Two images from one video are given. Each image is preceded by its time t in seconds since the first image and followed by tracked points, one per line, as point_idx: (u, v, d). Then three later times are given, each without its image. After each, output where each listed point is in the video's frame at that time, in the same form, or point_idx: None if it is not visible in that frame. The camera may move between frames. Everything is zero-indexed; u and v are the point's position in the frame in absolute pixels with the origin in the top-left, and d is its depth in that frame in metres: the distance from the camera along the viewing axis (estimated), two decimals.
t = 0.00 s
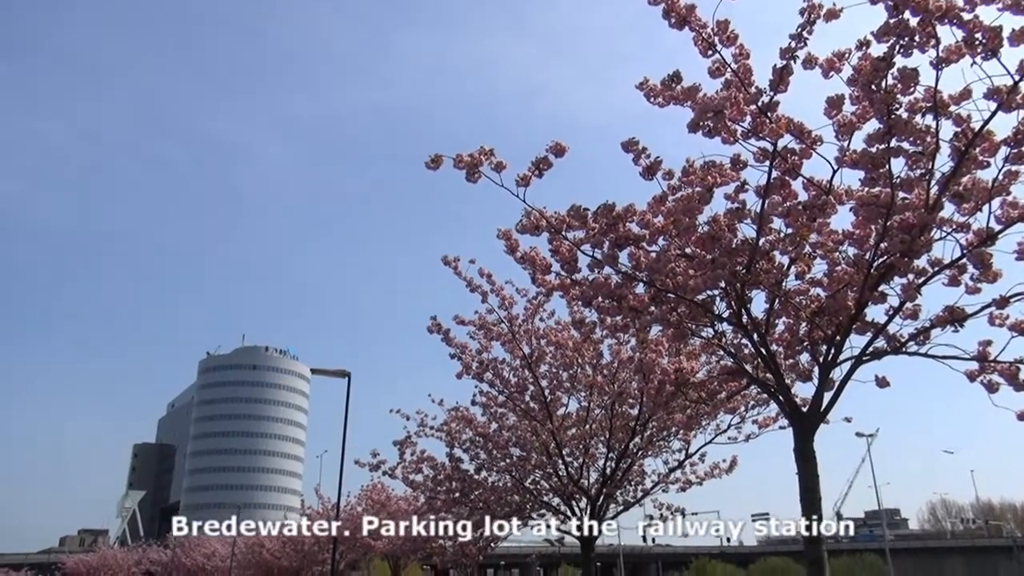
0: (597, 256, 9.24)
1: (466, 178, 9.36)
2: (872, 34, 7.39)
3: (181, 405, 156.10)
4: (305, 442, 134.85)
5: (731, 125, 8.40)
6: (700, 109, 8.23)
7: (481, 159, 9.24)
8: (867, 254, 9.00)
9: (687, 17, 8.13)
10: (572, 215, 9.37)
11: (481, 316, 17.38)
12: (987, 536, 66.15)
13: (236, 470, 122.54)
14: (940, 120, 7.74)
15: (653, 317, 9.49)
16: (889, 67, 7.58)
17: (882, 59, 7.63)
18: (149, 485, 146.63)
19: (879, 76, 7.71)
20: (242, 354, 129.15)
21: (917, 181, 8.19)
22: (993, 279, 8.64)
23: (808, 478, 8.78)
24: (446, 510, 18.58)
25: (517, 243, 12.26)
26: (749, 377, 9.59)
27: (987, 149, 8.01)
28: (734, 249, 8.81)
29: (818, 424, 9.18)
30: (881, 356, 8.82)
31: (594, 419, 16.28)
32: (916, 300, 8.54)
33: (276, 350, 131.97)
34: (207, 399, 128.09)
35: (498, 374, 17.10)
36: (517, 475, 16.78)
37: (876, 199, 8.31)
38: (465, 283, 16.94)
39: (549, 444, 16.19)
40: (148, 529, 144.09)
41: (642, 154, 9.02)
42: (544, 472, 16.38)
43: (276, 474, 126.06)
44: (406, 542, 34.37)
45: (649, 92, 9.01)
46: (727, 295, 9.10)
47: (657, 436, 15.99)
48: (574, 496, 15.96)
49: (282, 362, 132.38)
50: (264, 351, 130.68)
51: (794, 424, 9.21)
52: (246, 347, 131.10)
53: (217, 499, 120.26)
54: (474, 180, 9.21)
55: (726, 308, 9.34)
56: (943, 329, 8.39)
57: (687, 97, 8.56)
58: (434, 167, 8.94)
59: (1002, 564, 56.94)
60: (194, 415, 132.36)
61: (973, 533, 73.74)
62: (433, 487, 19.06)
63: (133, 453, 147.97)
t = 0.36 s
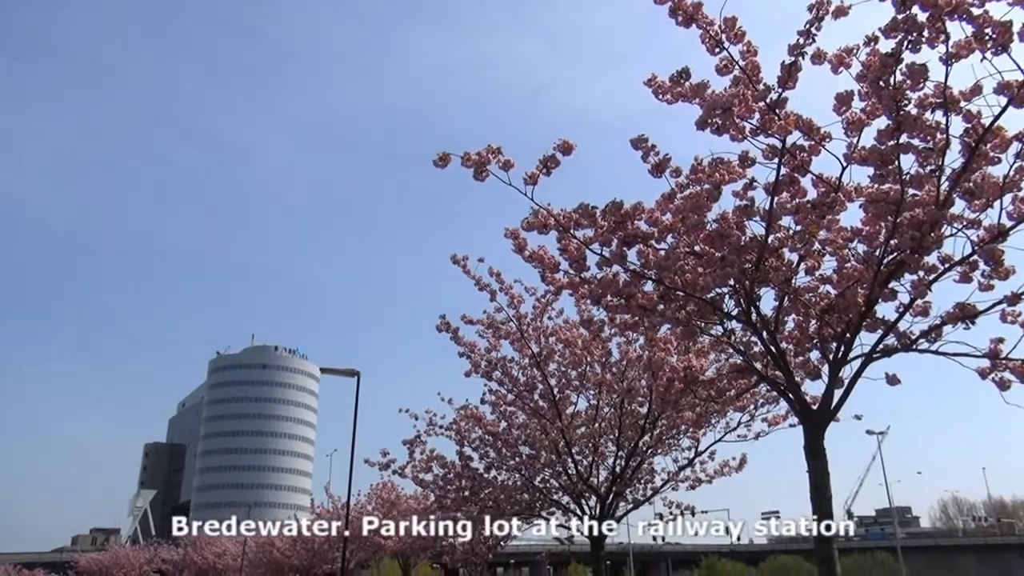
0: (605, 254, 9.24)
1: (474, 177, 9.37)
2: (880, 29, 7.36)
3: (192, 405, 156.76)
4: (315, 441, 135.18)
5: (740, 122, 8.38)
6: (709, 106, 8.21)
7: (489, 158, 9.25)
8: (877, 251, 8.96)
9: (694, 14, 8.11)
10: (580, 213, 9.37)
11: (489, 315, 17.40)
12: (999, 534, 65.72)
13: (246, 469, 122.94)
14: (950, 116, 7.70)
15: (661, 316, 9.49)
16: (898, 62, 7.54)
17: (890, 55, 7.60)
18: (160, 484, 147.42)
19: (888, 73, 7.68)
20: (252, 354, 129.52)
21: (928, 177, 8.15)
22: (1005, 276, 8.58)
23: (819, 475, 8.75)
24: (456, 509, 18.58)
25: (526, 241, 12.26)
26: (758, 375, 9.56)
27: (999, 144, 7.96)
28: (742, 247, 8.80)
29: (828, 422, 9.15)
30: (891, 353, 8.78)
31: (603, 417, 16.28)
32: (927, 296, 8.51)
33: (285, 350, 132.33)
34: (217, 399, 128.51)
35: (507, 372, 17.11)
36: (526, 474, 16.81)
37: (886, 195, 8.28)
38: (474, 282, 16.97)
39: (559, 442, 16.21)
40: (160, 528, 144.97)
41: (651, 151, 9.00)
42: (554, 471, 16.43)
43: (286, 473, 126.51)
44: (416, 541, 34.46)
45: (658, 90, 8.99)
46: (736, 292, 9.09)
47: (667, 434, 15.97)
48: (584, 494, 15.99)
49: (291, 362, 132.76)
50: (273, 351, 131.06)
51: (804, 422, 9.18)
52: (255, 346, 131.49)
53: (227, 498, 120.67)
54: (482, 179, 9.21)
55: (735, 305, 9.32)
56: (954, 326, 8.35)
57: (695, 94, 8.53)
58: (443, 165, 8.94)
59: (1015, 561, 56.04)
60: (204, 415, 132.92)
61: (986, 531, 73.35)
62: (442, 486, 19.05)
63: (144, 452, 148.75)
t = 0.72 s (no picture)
0: (615, 244, 9.20)
1: (484, 167, 9.34)
2: (892, 16, 7.29)
3: (204, 395, 157.68)
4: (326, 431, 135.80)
5: (751, 110, 8.31)
6: (719, 94, 8.14)
7: (498, 147, 9.21)
8: (889, 240, 8.89)
9: (705, 2, 8.04)
10: (590, 204, 9.34)
11: (499, 305, 17.40)
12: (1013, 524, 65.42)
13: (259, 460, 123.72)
14: (964, 102, 7.61)
15: (672, 306, 9.46)
16: (910, 49, 7.48)
17: (903, 41, 7.52)
18: (173, 475, 148.48)
19: (900, 59, 7.60)
20: (263, 345, 130.00)
21: (940, 164, 8.08)
22: (1019, 264, 8.50)
23: (830, 464, 8.72)
24: (467, 499, 18.61)
25: (535, 231, 12.22)
26: (770, 365, 9.52)
27: (1013, 131, 7.87)
28: (753, 236, 8.76)
29: (839, 412, 9.12)
30: (903, 342, 8.72)
31: (613, 407, 16.26)
32: (939, 285, 8.44)
33: (296, 341, 132.66)
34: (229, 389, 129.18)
35: (517, 362, 17.11)
36: (537, 464, 16.83)
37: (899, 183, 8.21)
38: (484, 272, 16.95)
39: (570, 433, 16.21)
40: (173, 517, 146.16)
41: (661, 140, 8.94)
42: (564, 460, 16.45)
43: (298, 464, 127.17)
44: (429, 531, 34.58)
45: (668, 79, 8.93)
46: (747, 282, 9.05)
47: (677, 424, 15.93)
48: (594, 484, 16.00)
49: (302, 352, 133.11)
50: (284, 342, 131.37)
51: (816, 411, 9.14)
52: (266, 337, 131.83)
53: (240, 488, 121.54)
54: (491, 169, 9.18)
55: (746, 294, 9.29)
56: (968, 314, 8.29)
57: (706, 82, 8.47)
58: (452, 154, 8.91)
59: None
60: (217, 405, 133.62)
61: (998, 521, 72.95)
62: (453, 476, 19.06)
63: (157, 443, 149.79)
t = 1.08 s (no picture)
0: (627, 230, 9.14)
1: (494, 154, 9.29)
2: None
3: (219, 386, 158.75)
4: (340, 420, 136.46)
5: (763, 94, 8.22)
6: (731, 78, 8.06)
7: (509, 134, 9.16)
8: (904, 223, 8.81)
9: None
10: (601, 190, 9.28)
11: (511, 293, 17.37)
12: None
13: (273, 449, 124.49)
14: (980, 83, 7.50)
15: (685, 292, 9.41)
16: (925, 29, 7.37)
17: (917, 21, 7.42)
18: (189, 464, 149.75)
19: (915, 40, 7.50)
20: (276, 336, 130.47)
21: (956, 146, 7.97)
22: None
23: (844, 449, 8.68)
24: (480, 486, 18.63)
25: (546, 219, 12.18)
26: (784, 350, 9.46)
27: None
28: (766, 221, 8.69)
29: (854, 397, 9.07)
30: (918, 326, 8.65)
31: (626, 393, 16.24)
32: (956, 268, 8.36)
33: (309, 330, 133.11)
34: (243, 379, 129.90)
35: (530, 350, 17.09)
36: (550, 451, 16.85)
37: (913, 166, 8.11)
38: (495, 260, 16.93)
39: (583, 420, 16.22)
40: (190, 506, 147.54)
41: (671, 126, 8.87)
42: (578, 447, 16.46)
43: (312, 453, 127.99)
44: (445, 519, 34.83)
45: (678, 63, 8.85)
46: (760, 268, 9.00)
47: (690, 410, 15.89)
48: (607, 471, 16.01)
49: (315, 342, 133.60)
50: (297, 332, 131.81)
51: (829, 397, 9.09)
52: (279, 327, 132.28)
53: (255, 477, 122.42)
54: (503, 156, 9.13)
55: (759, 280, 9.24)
56: (984, 298, 8.20)
57: (717, 67, 8.38)
58: (463, 142, 8.87)
59: None
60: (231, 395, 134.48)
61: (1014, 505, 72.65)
62: (466, 464, 19.09)
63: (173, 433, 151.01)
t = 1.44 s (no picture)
0: (640, 222, 9.10)
1: (506, 147, 9.27)
2: None
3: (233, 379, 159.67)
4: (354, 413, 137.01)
5: (777, 83, 8.16)
6: (744, 69, 8.01)
7: (521, 126, 9.13)
8: (920, 213, 8.73)
9: None
10: (614, 181, 9.23)
11: (523, 285, 17.35)
12: None
13: (288, 442, 125.15)
14: (996, 71, 7.41)
15: (699, 284, 9.37)
16: (941, 17, 7.28)
17: (933, 9, 7.33)
18: (204, 457, 150.80)
19: (931, 27, 7.41)
20: (289, 329, 130.96)
21: (972, 135, 7.88)
22: None
23: (860, 441, 8.63)
24: (494, 479, 18.65)
25: (559, 211, 12.15)
26: (799, 342, 9.40)
27: None
28: (781, 211, 8.63)
29: (869, 388, 9.02)
30: (934, 317, 8.58)
31: (639, 385, 16.20)
32: (973, 259, 8.28)
33: (322, 324, 133.56)
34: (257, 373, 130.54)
35: (543, 343, 17.09)
36: (563, 443, 16.84)
37: (929, 155, 8.02)
38: (507, 253, 16.90)
39: (596, 412, 16.20)
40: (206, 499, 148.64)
41: (684, 117, 8.82)
42: (591, 440, 16.44)
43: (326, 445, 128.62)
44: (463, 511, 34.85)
45: (691, 53, 8.79)
46: (774, 259, 8.95)
47: (704, 402, 15.83)
48: (621, 462, 16.00)
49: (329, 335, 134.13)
50: (310, 325, 132.30)
51: (845, 388, 9.04)
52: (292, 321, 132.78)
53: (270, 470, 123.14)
54: (515, 148, 9.10)
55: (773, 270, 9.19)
56: (1001, 288, 8.13)
57: (730, 56, 8.33)
58: (475, 133, 8.85)
59: None
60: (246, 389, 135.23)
61: None
62: (480, 456, 19.11)
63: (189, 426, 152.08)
